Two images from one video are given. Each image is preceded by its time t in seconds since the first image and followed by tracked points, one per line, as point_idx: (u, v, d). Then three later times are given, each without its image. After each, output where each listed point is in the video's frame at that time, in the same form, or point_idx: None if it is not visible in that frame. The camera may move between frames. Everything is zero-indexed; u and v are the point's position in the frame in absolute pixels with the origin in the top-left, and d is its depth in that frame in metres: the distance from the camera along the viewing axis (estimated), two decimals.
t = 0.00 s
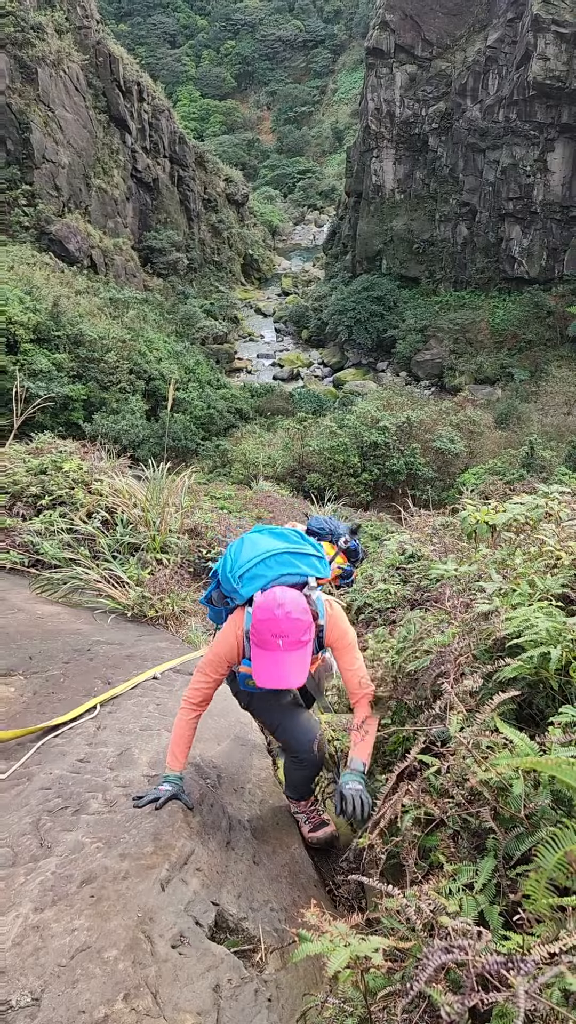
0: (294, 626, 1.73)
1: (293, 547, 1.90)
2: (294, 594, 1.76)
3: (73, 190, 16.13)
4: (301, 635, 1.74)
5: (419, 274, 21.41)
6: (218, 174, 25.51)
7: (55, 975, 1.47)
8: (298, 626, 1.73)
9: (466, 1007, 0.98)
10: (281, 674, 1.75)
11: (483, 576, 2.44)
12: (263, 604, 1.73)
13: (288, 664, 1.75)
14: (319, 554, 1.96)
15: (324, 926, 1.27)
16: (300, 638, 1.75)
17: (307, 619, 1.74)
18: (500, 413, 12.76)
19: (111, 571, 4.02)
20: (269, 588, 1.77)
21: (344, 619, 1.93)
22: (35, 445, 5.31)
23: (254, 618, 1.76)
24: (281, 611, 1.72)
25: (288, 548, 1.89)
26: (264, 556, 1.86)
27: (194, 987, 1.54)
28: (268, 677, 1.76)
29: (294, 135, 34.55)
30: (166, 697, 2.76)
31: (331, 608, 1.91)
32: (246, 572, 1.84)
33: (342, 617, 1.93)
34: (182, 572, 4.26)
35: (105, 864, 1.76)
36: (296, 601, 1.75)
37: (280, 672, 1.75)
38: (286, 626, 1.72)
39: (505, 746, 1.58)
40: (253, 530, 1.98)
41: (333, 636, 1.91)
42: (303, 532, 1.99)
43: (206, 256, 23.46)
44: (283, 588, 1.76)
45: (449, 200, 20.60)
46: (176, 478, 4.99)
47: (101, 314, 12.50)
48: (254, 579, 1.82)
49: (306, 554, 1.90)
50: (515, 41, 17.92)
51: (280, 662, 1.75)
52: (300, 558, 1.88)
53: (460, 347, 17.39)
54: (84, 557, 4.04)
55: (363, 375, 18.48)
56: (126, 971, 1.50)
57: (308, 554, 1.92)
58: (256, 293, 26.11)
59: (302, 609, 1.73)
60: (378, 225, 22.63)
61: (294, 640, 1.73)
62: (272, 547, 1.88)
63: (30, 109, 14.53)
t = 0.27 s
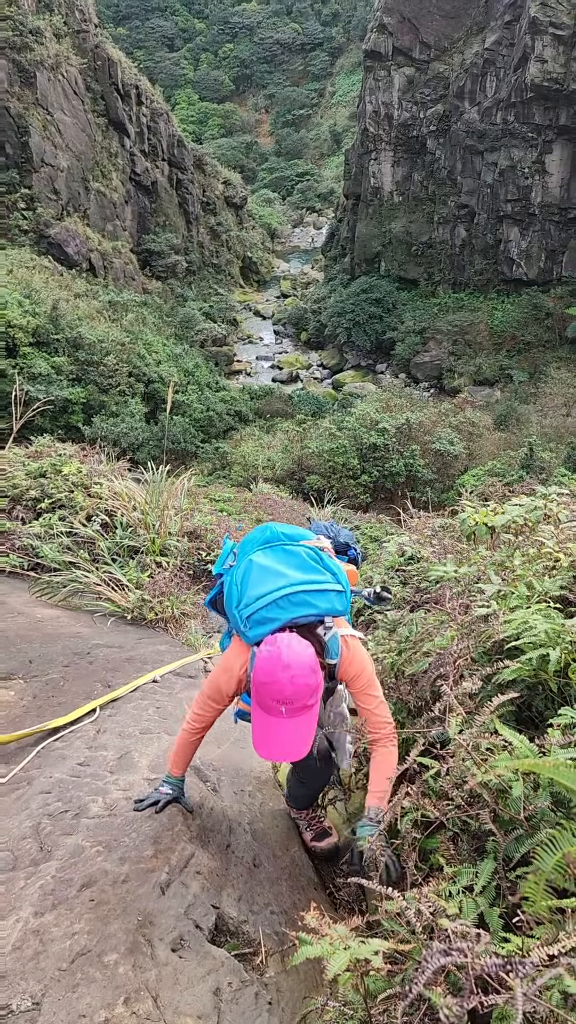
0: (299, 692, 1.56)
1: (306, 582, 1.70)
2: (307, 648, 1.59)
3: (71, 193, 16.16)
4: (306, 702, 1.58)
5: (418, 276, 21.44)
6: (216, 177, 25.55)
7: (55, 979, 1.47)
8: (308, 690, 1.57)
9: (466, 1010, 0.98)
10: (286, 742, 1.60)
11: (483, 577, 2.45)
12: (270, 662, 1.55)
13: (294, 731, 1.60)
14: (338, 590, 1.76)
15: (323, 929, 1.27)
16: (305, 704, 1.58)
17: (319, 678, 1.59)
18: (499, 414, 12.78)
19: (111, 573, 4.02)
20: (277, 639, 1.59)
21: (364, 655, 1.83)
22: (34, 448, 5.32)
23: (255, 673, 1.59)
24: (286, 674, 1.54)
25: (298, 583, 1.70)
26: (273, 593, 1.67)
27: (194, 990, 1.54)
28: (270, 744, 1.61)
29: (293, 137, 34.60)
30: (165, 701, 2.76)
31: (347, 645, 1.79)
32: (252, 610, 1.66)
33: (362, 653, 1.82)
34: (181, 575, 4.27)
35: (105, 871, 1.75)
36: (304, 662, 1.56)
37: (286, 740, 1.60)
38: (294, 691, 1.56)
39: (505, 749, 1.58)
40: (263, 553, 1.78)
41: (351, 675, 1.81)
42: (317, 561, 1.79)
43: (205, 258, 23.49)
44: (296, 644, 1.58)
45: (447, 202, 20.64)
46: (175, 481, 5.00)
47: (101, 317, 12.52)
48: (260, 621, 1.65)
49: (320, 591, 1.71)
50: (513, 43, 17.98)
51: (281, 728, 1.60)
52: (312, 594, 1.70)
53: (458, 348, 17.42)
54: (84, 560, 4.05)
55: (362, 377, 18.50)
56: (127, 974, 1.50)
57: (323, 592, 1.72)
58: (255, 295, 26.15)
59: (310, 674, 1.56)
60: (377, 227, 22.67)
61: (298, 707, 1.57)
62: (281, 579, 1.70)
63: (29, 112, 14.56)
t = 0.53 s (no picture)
0: (295, 704, 1.51)
1: (310, 572, 1.65)
2: (308, 654, 1.53)
3: (71, 197, 16.20)
4: (303, 713, 1.53)
5: (417, 278, 21.46)
6: (215, 180, 25.60)
7: (56, 983, 1.48)
8: (307, 700, 1.52)
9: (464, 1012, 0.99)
10: (282, 750, 1.58)
11: (483, 580, 2.45)
12: (267, 666, 1.51)
13: (289, 740, 1.57)
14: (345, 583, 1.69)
15: (323, 932, 1.27)
16: (301, 714, 1.53)
17: (319, 686, 1.53)
18: (499, 416, 12.78)
19: (111, 577, 4.03)
20: (277, 642, 1.54)
21: (376, 655, 1.75)
22: (34, 451, 5.32)
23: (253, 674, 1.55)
24: (282, 683, 1.50)
25: (303, 571, 1.64)
26: (274, 578, 1.63)
27: (194, 994, 1.54)
28: (265, 756, 1.59)
29: (292, 140, 34.64)
30: (165, 703, 2.76)
31: (357, 645, 1.72)
32: (253, 595, 1.64)
33: (373, 654, 1.75)
34: (181, 579, 4.27)
35: (106, 874, 1.75)
36: (302, 670, 1.50)
37: (282, 748, 1.58)
38: (291, 702, 1.51)
39: (504, 751, 1.58)
40: (272, 539, 1.75)
41: (362, 674, 1.73)
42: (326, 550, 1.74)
43: (204, 262, 23.52)
44: (295, 648, 1.53)
45: (446, 204, 20.67)
46: (175, 484, 5.00)
47: (101, 321, 12.55)
48: (260, 606, 1.62)
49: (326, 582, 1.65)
50: (511, 46, 18.04)
51: (276, 735, 1.57)
52: (317, 586, 1.64)
53: (458, 351, 17.44)
54: (84, 564, 4.05)
55: (362, 380, 18.52)
56: (127, 979, 1.50)
57: (329, 585, 1.66)
58: (254, 298, 26.19)
59: (309, 685, 1.50)
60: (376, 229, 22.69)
61: (294, 716, 1.53)
62: (285, 565, 1.66)
63: (28, 117, 14.59)
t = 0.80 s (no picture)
0: (274, 694, 1.49)
1: (299, 548, 1.62)
2: (299, 647, 1.47)
3: (70, 201, 16.25)
4: (284, 706, 1.50)
5: (416, 281, 21.47)
6: (215, 183, 25.66)
7: (56, 988, 1.47)
8: (290, 695, 1.48)
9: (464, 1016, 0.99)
10: (259, 741, 1.57)
11: (482, 582, 2.45)
12: (249, 651, 1.48)
13: (267, 732, 1.55)
14: (336, 565, 1.65)
15: (324, 936, 1.27)
16: (281, 707, 1.51)
17: (307, 682, 1.49)
18: (499, 418, 12.79)
19: (111, 580, 4.02)
20: (265, 626, 1.51)
21: (378, 663, 1.64)
22: (34, 455, 5.32)
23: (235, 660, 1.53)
24: (263, 671, 1.47)
25: (289, 546, 1.62)
26: (263, 548, 1.64)
27: (196, 998, 1.54)
28: (240, 746, 1.59)
29: (291, 144, 34.69)
30: (165, 706, 2.77)
31: (355, 645, 1.62)
32: (239, 568, 1.65)
33: (375, 661, 1.63)
34: (181, 582, 4.27)
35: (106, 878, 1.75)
36: (285, 661, 1.46)
37: (259, 739, 1.56)
38: (272, 696, 1.49)
39: (505, 753, 1.58)
40: (273, 517, 1.76)
41: (360, 684, 1.62)
42: (321, 531, 1.71)
43: (204, 265, 23.57)
44: (282, 635, 1.48)
45: (446, 207, 20.72)
46: (175, 487, 4.99)
47: (100, 324, 12.57)
48: (243, 579, 1.63)
49: (315, 561, 1.62)
50: (509, 49, 18.11)
51: (253, 726, 1.56)
52: (302, 563, 1.61)
53: (458, 353, 17.45)
54: (84, 567, 4.05)
55: (362, 383, 18.54)
56: (128, 983, 1.50)
57: (318, 562, 1.63)
58: (254, 302, 26.23)
59: (292, 676, 1.46)
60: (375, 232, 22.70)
61: (273, 706, 1.50)
62: (272, 539, 1.66)
63: (28, 120, 14.64)
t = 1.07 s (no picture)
0: (244, 682, 1.46)
1: (278, 564, 1.63)
2: (275, 640, 1.48)
3: (71, 205, 16.30)
4: (255, 695, 1.46)
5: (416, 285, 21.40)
6: (214, 187, 25.73)
7: (56, 992, 1.47)
8: (261, 688, 1.45)
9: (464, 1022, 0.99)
10: (227, 740, 1.48)
11: (483, 585, 2.45)
12: (223, 645, 1.49)
13: (236, 729, 1.48)
14: (319, 582, 1.64)
15: (324, 942, 1.27)
16: (252, 699, 1.46)
17: (282, 679, 1.47)
18: (499, 421, 12.78)
19: (112, 584, 4.02)
20: (241, 623, 1.52)
21: (366, 681, 1.64)
22: (34, 459, 5.32)
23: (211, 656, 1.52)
24: (235, 658, 1.46)
25: (269, 563, 1.63)
26: (245, 565, 1.65)
27: (196, 1005, 1.53)
28: (207, 744, 1.50)
29: (290, 148, 34.77)
30: (165, 711, 2.76)
31: (341, 662, 1.62)
32: (221, 586, 1.67)
33: (362, 679, 1.63)
34: (182, 585, 4.27)
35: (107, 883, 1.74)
36: (257, 651, 1.45)
37: (226, 737, 1.48)
38: (241, 684, 1.46)
39: (505, 756, 1.58)
40: (261, 537, 1.77)
41: (347, 704, 1.62)
42: (306, 549, 1.71)
43: (204, 269, 23.61)
44: (257, 630, 1.49)
45: (445, 210, 20.77)
46: (175, 491, 5.00)
47: (100, 328, 12.59)
48: (225, 597, 1.64)
49: (295, 578, 1.62)
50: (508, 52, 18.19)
51: (222, 722, 1.49)
52: (281, 579, 1.62)
53: (458, 356, 17.46)
54: (84, 571, 4.05)
55: (362, 386, 18.54)
56: (127, 988, 1.50)
57: (299, 578, 1.62)
58: (254, 305, 26.25)
59: (262, 663, 1.44)
60: (375, 235, 22.65)
61: (244, 699, 1.47)
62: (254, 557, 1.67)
63: (28, 125, 14.70)
